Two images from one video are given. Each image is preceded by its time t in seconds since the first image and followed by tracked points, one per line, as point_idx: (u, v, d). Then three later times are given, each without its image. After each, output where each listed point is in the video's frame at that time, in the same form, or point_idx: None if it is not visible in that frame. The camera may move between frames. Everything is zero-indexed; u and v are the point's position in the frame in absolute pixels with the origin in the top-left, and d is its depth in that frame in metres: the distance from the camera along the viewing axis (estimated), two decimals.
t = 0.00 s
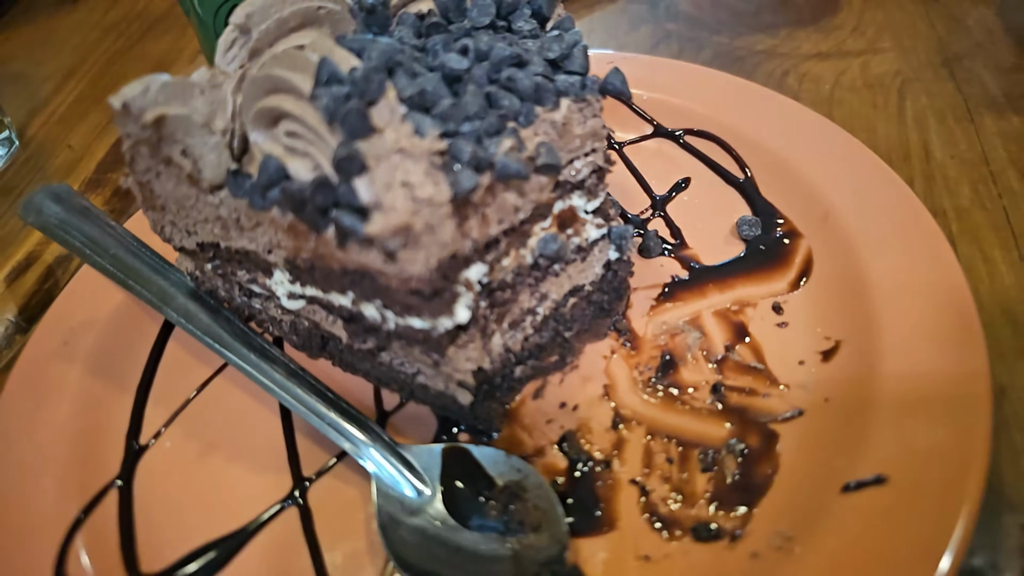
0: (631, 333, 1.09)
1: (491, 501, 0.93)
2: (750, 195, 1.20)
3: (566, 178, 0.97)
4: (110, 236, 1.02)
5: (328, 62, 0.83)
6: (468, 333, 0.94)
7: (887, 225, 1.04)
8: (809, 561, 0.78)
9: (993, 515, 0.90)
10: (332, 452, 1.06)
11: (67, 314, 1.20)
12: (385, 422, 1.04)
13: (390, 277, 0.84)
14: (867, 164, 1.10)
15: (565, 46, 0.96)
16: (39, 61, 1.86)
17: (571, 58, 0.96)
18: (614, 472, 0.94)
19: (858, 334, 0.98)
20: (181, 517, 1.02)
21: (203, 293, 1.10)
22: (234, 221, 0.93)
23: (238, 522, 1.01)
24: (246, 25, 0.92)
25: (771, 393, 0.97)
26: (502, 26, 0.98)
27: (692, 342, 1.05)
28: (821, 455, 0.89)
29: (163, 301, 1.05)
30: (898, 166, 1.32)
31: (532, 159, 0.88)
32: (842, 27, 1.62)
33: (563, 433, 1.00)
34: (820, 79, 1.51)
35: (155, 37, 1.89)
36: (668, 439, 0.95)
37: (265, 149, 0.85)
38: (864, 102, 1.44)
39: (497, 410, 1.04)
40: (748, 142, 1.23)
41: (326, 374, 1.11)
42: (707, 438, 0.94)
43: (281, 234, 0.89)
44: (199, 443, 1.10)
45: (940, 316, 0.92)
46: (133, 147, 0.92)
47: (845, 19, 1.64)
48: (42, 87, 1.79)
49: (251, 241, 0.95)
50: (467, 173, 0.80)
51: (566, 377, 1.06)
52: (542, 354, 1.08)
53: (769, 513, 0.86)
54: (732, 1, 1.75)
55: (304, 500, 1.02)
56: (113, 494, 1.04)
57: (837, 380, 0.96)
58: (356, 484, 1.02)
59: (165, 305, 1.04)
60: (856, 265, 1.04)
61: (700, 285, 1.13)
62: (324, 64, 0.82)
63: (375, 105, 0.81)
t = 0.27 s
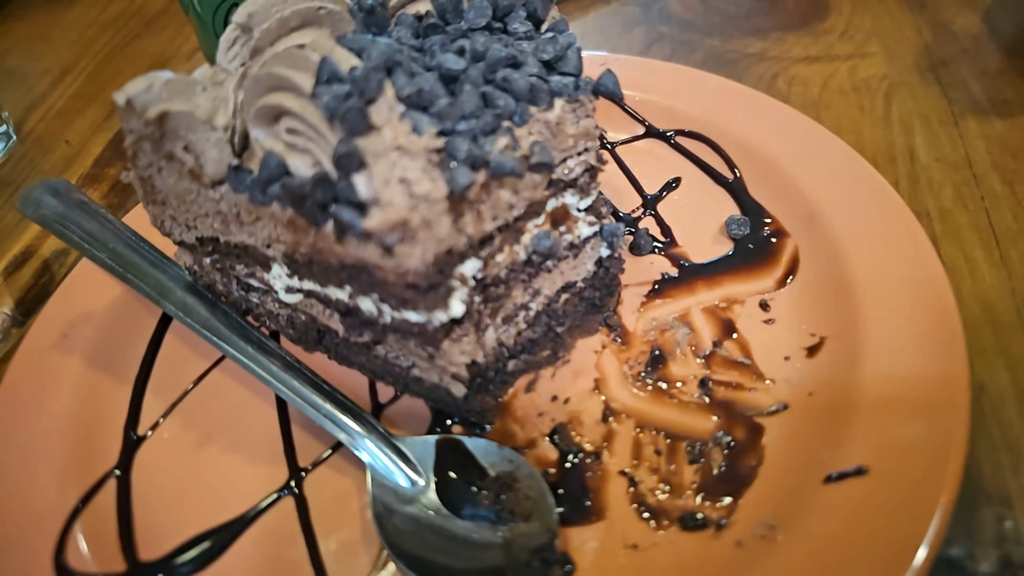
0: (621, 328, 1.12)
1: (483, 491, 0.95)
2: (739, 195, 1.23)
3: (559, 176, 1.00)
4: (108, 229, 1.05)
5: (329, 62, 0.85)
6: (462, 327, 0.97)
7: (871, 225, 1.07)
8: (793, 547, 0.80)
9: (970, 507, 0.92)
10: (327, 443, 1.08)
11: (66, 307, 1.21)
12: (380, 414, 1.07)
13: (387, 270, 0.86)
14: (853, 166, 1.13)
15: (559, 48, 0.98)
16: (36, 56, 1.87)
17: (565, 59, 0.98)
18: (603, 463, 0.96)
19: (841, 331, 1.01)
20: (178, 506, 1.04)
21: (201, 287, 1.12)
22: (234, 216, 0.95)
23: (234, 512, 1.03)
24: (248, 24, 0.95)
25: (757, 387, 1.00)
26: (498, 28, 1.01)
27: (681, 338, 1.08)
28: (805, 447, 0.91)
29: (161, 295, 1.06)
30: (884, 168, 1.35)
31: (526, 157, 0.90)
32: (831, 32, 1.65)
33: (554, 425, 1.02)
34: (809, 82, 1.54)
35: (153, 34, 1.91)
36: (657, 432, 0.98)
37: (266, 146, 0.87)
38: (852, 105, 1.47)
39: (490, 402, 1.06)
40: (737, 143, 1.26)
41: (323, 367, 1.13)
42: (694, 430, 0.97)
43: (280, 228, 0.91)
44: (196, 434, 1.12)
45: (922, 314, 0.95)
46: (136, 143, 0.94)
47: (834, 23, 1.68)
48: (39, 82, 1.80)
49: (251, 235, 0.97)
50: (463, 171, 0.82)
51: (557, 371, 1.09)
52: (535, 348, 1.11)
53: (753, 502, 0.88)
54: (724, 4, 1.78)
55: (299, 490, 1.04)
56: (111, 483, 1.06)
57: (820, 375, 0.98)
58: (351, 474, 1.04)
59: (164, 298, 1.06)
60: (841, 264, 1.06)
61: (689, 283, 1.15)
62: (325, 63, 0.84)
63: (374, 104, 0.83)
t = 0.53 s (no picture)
0: (610, 328, 1.14)
1: (475, 487, 0.97)
2: (726, 197, 1.26)
3: (550, 179, 1.03)
4: (103, 227, 1.06)
5: (326, 66, 0.86)
6: (454, 326, 0.99)
7: (854, 228, 1.09)
8: (777, 540, 0.82)
9: (948, 503, 0.95)
10: (321, 440, 1.10)
11: (62, 305, 1.22)
12: (373, 412, 1.08)
13: (382, 270, 0.88)
14: (838, 170, 1.15)
15: (551, 54, 1.00)
16: (30, 55, 1.88)
17: (556, 65, 1.00)
18: (592, 460, 0.98)
19: (823, 331, 1.04)
20: (173, 501, 1.05)
21: (196, 285, 1.14)
22: (231, 215, 0.98)
23: (229, 507, 1.04)
24: (246, 27, 0.96)
25: (743, 386, 1.02)
26: (491, 33, 1.03)
27: (669, 337, 1.10)
28: (788, 445, 0.93)
29: (156, 293, 1.08)
30: (868, 172, 1.38)
31: (518, 160, 0.93)
32: (818, 38, 1.68)
33: (545, 423, 1.04)
34: (796, 88, 1.57)
35: (147, 34, 1.91)
36: (644, 429, 1.00)
37: (263, 147, 0.89)
38: (838, 110, 1.50)
39: (481, 400, 1.08)
40: (725, 147, 1.29)
41: (316, 365, 1.15)
42: (681, 428, 0.99)
43: (277, 228, 0.93)
44: (191, 431, 1.13)
45: (903, 315, 0.97)
46: (134, 143, 0.96)
47: (821, 29, 1.71)
48: (33, 81, 1.81)
49: (247, 234, 0.99)
50: (457, 173, 0.84)
51: (548, 369, 1.11)
52: (525, 347, 1.14)
53: (738, 498, 0.90)
54: (714, 10, 1.81)
55: (293, 486, 1.05)
56: (107, 479, 1.07)
57: (803, 373, 1.01)
58: (344, 470, 1.06)
59: (159, 297, 1.07)
60: (824, 266, 1.09)
61: (677, 283, 1.18)
62: (322, 67, 0.85)
63: (370, 107, 0.84)
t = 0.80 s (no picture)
0: (601, 330, 1.17)
1: (468, 486, 0.99)
2: (715, 202, 1.28)
3: (543, 184, 1.05)
4: (100, 230, 1.08)
5: (323, 74, 0.88)
6: (448, 328, 1.01)
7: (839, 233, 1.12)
8: (762, 536, 0.85)
9: (929, 501, 0.98)
10: (316, 441, 1.12)
11: (60, 306, 1.24)
12: (369, 413, 1.10)
13: (378, 274, 0.90)
14: (823, 176, 1.18)
15: (544, 62, 1.02)
16: (25, 56, 1.89)
17: (549, 73, 1.02)
18: (583, 459, 1.01)
19: (810, 334, 1.06)
20: (171, 501, 1.06)
21: (193, 288, 1.16)
22: (229, 219, 0.99)
23: (226, 506, 1.06)
24: (244, 34, 0.97)
25: (730, 387, 1.05)
26: (485, 41, 1.05)
27: (658, 340, 1.13)
28: (774, 445, 0.96)
29: (154, 296, 1.09)
30: (855, 178, 1.40)
31: (511, 166, 0.95)
32: (807, 44, 1.71)
33: (537, 423, 1.07)
34: (785, 94, 1.60)
35: (142, 36, 1.92)
36: (634, 429, 1.02)
37: (261, 153, 0.91)
38: (826, 116, 1.53)
39: (475, 401, 1.10)
40: (714, 153, 1.31)
41: (312, 366, 1.17)
42: (670, 428, 1.02)
43: (274, 232, 0.95)
44: (188, 431, 1.15)
45: (886, 318, 1.00)
46: (134, 148, 0.98)
47: (810, 36, 1.73)
48: (28, 82, 1.82)
49: (245, 238, 1.01)
50: (451, 179, 0.86)
51: (540, 371, 1.14)
52: (518, 349, 1.16)
53: (725, 497, 0.92)
54: (705, 16, 1.83)
55: (290, 485, 1.07)
56: (105, 479, 1.08)
57: (790, 375, 1.03)
58: (339, 470, 1.08)
59: (157, 299, 1.08)
60: (810, 270, 1.11)
61: (667, 287, 1.20)
62: (320, 75, 0.87)
63: (366, 114, 0.86)
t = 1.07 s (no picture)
0: (594, 333, 1.18)
1: (462, 486, 1.01)
2: (705, 207, 1.31)
3: (537, 190, 1.07)
4: (98, 232, 1.09)
5: (322, 82, 0.90)
6: (443, 331, 1.03)
7: (827, 238, 1.14)
8: (748, 535, 0.87)
9: (912, 501, 1.00)
10: (313, 441, 1.14)
11: (59, 308, 1.25)
12: (364, 414, 1.12)
13: (374, 278, 0.92)
14: (812, 182, 1.20)
15: (538, 70, 1.03)
16: (23, 58, 1.90)
17: (543, 80, 1.03)
18: (575, 460, 1.03)
19: (798, 338, 1.08)
20: (169, 500, 1.08)
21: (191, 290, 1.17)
22: (228, 223, 1.02)
23: (223, 505, 1.07)
24: (244, 41, 0.99)
25: (720, 390, 1.07)
26: (480, 48, 1.06)
27: (649, 342, 1.15)
28: (762, 446, 0.98)
29: (152, 298, 1.10)
30: (844, 183, 1.43)
31: (506, 172, 0.97)
32: (798, 51, 1.73)
33: (530, 424, 1.08)
34: (776, 99, 1.62)
35: (140, 37, 1.94)
36: (625, 431, 1.04)
37: (260, 159, 0.93)
38: (816, 122, 1.55)
39: (469, 402, 1.12)
40: (706, 159, 1.33)
41: (308, 367, 1.19)
42: (660, 430, 1.04)
43: (273, 236, 0.97)
44: (186, 431, 1.17)
45: (874, 323, 1.02)
46: (134, 153, 1.00)
47: (801, 42, 1.76)
48: (26, 84, 1.83)
49: (244, 242, 1.03)
50: (447, 186, 0.88)
51: (533, 373, 1.16)
52: (512, 352, 1.18)
53: (713, 497, 0.94)
54: (698, 21, 1.85)
55: (286, 485, 1.09)
56: (104, 479, 1.10)
57: (778, 378, 1.05)
58: (335, 470, 1.09)
59: (154, 301, 1.10)
60: (798, 275, 1.14)
61: (658, 290, 1.22)
62: (318, 84, 0.89)
63: (363, 121, 0.87)
